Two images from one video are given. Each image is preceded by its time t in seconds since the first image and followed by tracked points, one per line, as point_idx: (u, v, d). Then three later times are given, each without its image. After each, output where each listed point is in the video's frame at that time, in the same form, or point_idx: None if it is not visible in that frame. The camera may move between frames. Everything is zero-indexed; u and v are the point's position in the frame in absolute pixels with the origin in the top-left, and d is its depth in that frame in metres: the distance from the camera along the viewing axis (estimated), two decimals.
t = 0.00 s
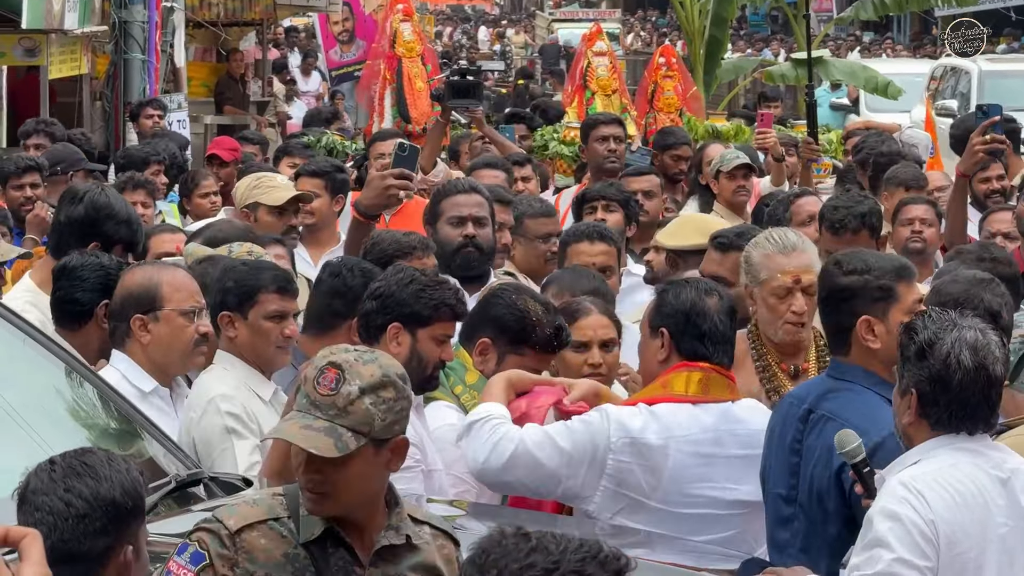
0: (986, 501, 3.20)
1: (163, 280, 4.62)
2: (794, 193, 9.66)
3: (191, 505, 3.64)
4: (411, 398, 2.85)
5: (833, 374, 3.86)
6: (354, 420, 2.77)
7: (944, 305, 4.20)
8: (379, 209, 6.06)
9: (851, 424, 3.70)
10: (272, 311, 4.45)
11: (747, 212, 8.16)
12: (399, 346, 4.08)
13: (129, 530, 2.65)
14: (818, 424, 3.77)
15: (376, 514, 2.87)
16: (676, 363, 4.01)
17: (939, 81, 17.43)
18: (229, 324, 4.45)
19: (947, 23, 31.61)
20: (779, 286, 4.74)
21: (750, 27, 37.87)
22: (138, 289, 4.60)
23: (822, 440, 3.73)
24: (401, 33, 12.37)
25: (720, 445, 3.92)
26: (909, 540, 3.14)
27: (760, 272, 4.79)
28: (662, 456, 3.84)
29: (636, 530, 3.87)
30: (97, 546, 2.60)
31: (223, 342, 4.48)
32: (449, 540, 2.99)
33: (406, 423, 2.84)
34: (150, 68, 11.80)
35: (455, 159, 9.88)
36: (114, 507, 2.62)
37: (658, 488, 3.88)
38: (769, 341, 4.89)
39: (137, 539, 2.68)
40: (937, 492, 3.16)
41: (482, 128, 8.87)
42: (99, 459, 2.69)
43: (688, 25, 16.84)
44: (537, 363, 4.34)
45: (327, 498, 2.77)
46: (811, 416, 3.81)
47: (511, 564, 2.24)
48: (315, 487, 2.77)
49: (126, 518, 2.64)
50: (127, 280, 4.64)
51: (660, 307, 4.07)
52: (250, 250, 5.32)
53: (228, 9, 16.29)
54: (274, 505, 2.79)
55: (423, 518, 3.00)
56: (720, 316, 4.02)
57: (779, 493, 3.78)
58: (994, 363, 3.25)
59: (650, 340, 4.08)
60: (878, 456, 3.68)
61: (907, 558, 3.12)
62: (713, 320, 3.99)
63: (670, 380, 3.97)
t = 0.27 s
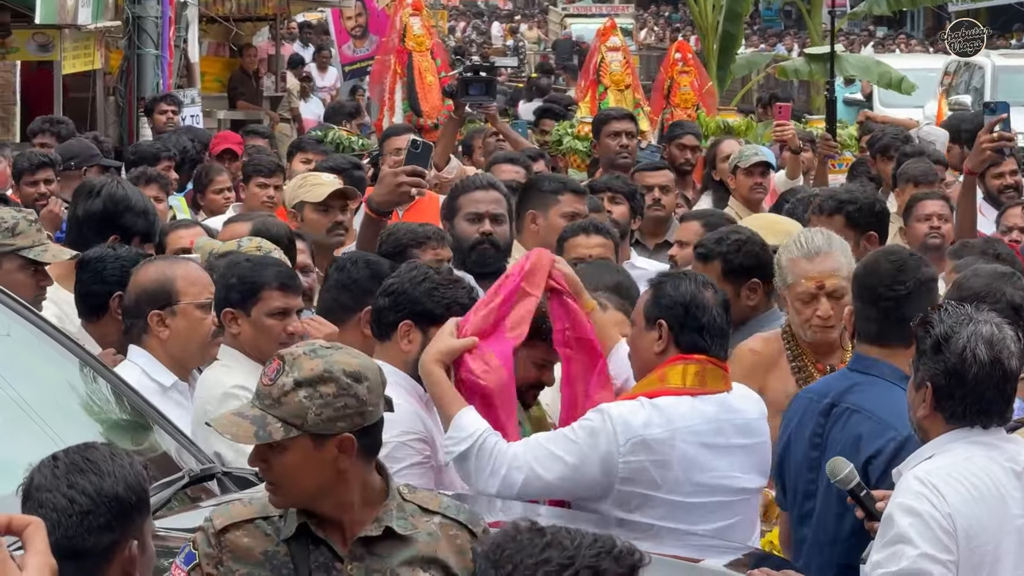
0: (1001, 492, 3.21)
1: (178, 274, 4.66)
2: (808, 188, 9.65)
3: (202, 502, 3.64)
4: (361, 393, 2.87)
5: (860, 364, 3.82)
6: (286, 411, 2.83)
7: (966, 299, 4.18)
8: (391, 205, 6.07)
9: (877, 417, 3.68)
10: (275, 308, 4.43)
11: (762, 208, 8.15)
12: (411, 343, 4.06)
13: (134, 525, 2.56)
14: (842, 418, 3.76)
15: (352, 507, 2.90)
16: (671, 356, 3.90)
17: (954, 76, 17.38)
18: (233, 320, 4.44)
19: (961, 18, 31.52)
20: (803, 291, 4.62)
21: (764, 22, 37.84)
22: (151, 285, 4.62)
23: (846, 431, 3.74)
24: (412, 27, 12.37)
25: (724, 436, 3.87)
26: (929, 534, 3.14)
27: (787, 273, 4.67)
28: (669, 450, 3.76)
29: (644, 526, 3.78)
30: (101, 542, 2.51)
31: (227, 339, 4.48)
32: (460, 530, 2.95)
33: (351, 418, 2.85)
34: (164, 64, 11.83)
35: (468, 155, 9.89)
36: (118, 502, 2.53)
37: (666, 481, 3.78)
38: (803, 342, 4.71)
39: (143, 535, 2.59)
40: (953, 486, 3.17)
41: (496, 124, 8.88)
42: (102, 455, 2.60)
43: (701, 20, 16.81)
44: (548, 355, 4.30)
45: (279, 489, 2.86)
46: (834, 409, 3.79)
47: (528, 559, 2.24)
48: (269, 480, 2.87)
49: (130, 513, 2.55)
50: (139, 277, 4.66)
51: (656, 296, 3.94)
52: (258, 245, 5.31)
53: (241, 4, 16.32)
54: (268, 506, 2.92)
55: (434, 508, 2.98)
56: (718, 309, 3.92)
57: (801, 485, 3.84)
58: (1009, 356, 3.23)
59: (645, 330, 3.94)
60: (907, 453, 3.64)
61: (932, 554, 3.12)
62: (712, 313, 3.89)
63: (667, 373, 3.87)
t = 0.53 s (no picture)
0: (1013, 485, 3.20)
1: (193, 266, 4.67)
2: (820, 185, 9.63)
3: (214, 496, 3.65)
4: (357, 388, 2.85)
5: (881, 356, 3.81)
6: (282, 402, 2.84)
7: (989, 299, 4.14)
8: (405, 204, 6.07)
9: (907, 403, 3.69)
10: (275, 305, 4.42)
11: (775, 205, 8.14)
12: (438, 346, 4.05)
13: (146, 520, 2.55)
14: (866, 408, 3.76)
15: (352, 503, 2.90)
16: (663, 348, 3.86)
17: (965, 73, 17.34)
18: (233, 318, 4.43)
19: (972, 14, 31.43)
20: (825, 295, 4.55)
21: (775, 18, 37.79)
22: (168, 277, 4.64)
23: (872, 419, 3.74)
24: (417, 22, 12.33)
25: (723, 421, 3.87)
26: (945, 525, 3.12)
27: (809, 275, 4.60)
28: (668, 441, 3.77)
29: (649, 518, 3.82)
30: (114, 537, 2.50)
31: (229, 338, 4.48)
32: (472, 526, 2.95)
33: (345, 413, 2.84)
34: (175, 60, 11.84)
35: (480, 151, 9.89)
36: (131, 498, 2.52)
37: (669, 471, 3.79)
38: (824, 342, 4.62)
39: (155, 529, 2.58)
40: (967, 478, 3.15)
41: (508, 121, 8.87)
42: (114, 450, 2.60)
43: (713, 17, 16.77)
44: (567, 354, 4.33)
45: (280, 479, 2.89)
46: (857, 400, 3.79)
47: (542, 554, 2.23)
48: (272, 469, 2.90)
49: (143, 508, 2.55)
50: (156, 269, 4.68)
51: (640, 292, 3.90)
52: (266, 242, 5.33)
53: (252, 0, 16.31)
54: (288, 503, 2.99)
55: (445, 504, 2.96)
56: (703, 300, 3.87)
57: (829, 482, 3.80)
58: None
59: (632, 326, 3.92)
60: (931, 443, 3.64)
61: (948, 544, 3.11)
62: (697, 305, 3.84)
63: (662, 365, 3.84)
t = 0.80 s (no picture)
0: None
1: (205, 263, 4.67)
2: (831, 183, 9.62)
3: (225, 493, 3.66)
4: (440, 390, 2.87)
5: (896, 352, 3.80)
6: (364, 398, 2.87)
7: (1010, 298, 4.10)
8: (415, 202, 6.07)
9: (923, 397, 3.69)
10: (290, 305, 4.40)
11: (786, 203, 8.13)
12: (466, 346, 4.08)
13: (159, 517, 2.56)
14: (881, 403, 3.75)
15: (428, 504, 2.91)
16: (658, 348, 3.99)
17: (975, 70, 17.30)
18: (246, 311, 4.41)
19: (982, 12, 31.35)
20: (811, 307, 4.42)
21: (784, 16, 37.74)
22: (180, 274, 4.64)
23: (886, 414, 3.73)
24: (420, 19, 12.27)
25: (719, 417, 3.90)
26: (951, 523, 3.12)
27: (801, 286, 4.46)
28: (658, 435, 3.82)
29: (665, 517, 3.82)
30: (127, 534, 2.51)
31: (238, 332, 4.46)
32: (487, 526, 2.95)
33: (426, 412, 2.86)
34: (185, 57, 11.85)
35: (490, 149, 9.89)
36: (144, 495, 2.53)
37: (665, 466, 3.83)
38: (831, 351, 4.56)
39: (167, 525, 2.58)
40: (975, 476, 3.15)
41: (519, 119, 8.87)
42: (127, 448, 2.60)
43: (723, 15, 16.73)
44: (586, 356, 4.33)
45: (360, 477, 2.93)
46: (871, 395, 3.79)
47: (556, 552, 2.23)
48: (355, 464, 2.94)
49: (155, 505, 2.55)
50: (167, 268, 4.69)
51: (634, 299, 4.06)
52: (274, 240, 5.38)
53: None
54: (372, 507, 2.99)
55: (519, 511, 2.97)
56: (692, 298, 4.00)
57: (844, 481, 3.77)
58: None
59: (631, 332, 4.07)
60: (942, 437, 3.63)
61: (955, 543, 3.10)
62: (685, 302, 3.97)
63: (658, 364, 3.96)
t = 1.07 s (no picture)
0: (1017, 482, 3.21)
1: (227, 264, 4.64)
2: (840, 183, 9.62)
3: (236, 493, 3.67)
4: (552, 390, 2.91)
5: (896, 352, 3.81)
6: (476, 396, 2.93)
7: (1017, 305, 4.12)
8: (426, 201, 6.07)
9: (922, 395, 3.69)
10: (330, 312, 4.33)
11: (796, 204, 8.12)
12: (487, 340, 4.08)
13: (173, 519, 2.42)
14: (880, 402, 3.75)
15: (534, 503, 2.97)
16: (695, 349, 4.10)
17: (983, 70, 17.27)
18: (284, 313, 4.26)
19: (990, 12, 31.26)
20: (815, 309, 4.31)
21: (793, 15, 37.69)
22: (200, 274, 4.61)
23: (886, 413, 3.73)
24: (425, 19, 12.29)
25: (743, 415, 3.98)
26: (938, 525, 3.15)
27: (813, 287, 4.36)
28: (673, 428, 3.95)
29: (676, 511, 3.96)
30: (141, 535, 2.37)
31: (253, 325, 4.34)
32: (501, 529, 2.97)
33: (538, 412, 2.91)
34: (194, 56, 11.87)
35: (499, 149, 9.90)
36: (158, 496, 2.39)
37: (674, 456, 3.96)
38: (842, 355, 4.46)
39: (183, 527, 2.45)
40: (968, 479, 3.17)
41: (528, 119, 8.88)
42: (142, 446, 2.47)
43: (732, 14, 16.70)
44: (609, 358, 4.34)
45: (465, 473, 2.97)
46: (871, 395, 3.79)
47: (562, 552, 2.23)
48: (460, 462, 2.99)
49: (170, 506, 2.41)
50: (189, 267, 4.66)
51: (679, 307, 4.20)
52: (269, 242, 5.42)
53: None
54: (471, 508, 2.98)
55: (626, 515, 2.86)
56: (731, 304, 4.11)
57: (841, 482, 3.80)
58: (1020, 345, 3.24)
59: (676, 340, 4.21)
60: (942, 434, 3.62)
61: (943, 551, 3.13)
62: (721, 307, 4.09)
63: (693, 364, 4.08)
